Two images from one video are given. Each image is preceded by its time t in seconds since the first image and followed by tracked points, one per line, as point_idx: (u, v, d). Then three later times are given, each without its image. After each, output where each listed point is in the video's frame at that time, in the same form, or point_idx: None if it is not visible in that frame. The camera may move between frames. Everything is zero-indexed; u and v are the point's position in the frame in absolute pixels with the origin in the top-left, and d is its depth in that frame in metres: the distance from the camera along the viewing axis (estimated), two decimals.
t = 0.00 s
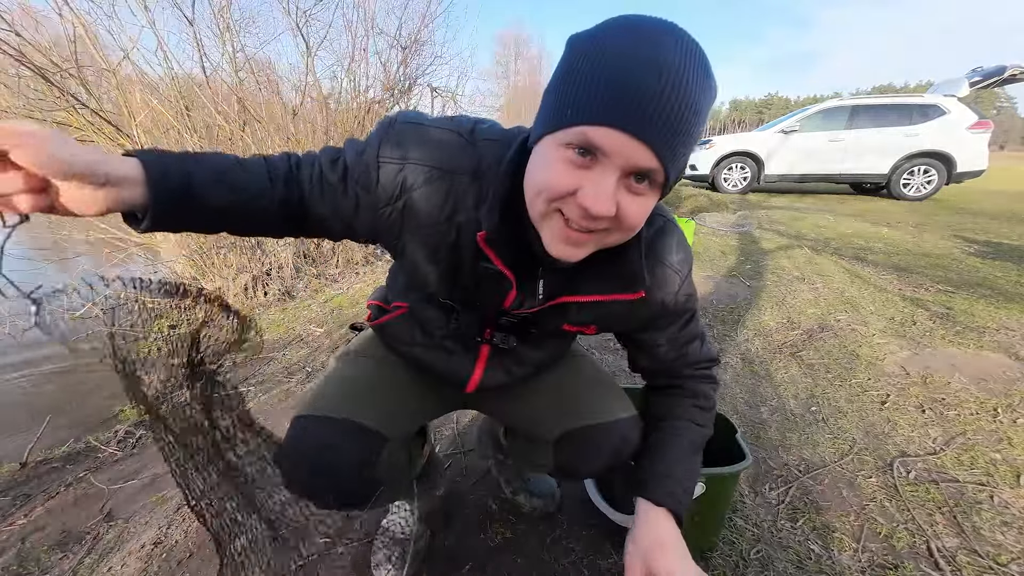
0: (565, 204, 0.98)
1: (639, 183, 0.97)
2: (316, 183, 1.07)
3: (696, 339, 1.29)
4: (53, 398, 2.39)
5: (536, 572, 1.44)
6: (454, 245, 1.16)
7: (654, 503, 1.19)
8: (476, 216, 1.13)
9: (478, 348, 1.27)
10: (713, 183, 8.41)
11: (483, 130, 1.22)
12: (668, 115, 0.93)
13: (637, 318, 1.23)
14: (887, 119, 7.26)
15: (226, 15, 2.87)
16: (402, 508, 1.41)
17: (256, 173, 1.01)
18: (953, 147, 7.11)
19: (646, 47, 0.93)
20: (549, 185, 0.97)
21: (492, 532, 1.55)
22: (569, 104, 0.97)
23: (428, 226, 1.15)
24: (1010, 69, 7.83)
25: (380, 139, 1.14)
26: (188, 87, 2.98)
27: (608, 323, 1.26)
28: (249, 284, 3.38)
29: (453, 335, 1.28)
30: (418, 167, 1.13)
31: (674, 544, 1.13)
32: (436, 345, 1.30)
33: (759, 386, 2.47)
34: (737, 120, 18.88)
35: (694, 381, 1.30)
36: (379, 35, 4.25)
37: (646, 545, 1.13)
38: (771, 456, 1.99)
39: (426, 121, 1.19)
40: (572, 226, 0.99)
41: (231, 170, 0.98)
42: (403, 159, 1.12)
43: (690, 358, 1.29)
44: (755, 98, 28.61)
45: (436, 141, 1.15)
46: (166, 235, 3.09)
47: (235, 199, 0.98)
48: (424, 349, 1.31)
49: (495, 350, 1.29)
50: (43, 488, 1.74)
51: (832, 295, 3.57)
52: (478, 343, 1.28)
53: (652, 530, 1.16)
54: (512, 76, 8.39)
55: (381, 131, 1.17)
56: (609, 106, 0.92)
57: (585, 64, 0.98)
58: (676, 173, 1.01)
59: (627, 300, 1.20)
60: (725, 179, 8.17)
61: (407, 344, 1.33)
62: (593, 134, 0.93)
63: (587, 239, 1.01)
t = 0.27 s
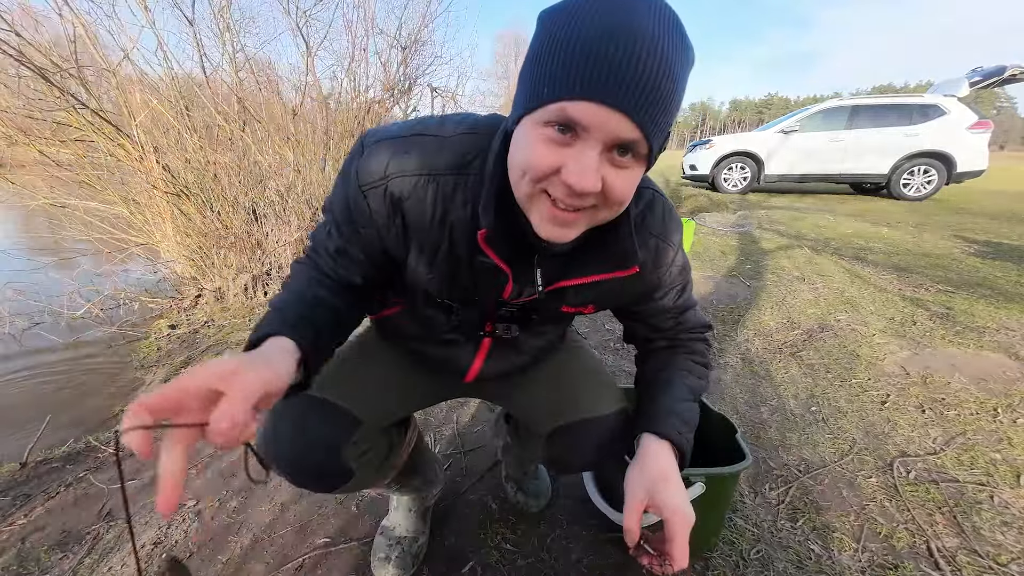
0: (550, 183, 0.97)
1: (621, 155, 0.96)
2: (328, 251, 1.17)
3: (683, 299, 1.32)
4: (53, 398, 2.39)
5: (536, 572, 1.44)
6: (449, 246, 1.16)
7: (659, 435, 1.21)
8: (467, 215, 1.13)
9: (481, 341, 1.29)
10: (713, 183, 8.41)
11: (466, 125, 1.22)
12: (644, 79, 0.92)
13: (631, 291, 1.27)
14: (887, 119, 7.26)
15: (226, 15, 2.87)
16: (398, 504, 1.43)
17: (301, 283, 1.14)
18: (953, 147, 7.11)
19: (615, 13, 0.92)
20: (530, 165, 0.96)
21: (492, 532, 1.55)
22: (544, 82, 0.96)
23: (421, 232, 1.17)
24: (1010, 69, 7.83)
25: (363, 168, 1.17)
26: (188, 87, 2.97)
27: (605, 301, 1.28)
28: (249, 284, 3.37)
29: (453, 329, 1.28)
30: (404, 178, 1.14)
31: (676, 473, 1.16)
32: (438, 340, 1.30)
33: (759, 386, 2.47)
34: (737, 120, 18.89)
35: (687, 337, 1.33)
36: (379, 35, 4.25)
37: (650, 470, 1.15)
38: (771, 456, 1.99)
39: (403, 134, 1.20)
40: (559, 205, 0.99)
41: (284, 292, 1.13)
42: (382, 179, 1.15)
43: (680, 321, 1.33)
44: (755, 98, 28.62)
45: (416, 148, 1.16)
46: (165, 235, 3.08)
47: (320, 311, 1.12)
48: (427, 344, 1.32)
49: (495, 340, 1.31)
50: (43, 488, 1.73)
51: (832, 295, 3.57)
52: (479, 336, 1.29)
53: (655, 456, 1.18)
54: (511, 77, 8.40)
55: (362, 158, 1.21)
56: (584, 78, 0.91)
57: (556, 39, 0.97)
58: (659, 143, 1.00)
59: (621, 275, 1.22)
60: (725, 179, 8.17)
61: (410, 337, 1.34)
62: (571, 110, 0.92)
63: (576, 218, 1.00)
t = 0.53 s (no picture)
0: (529, 182, 0.96)
1: (596, 149, 0.96)
2: (336, 285, 1.13)
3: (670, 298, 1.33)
4: (53, 398, 2.39)
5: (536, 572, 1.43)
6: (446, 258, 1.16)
7: (624, 408, 1.23)
8: (458, 225, 1.13)
9: (482, 351, 1.30)
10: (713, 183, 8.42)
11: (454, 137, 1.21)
12: (612, 73, 0.93)
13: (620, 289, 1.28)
14: (887, 119, 7.26)
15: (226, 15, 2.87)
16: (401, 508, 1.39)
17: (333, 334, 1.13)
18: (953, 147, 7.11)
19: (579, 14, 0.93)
20: (508, 166, 0.96)
21: (491, 533, 1.55)
22: (516, 83, 0.96)
23: (418, 244, 1.15)
24: (1010, 69, 7.83)
25: (356, 190, 1.14)
26: (188, 87, 2.98)
27: (597, 300, 1.29)
28: (249, 284, 3.37)
29: (456, 340, 1.29)
30: (400, 192, 1.12)
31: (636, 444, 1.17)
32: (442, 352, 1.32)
33: (759, 386, 2.47)
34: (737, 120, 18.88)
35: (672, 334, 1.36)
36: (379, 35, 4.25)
37: (612, 437, 1.17)
38: (771, 456, 1.99)
39: (389, 150, 1.17)
40: (540, 204, 0.98)
41: (319, 347, 1.12)
42: (379, 198, 1.12)
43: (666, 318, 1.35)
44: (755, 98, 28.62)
45: (408, 162, 1.14)
46: (166, 235, 3.08)
47: (381, 366, 1.15)
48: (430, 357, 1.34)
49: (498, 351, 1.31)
50: (43, 488, 1.73)
51: (832, 295, 3.57)
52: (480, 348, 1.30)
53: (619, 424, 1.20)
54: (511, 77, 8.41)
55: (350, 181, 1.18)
56: (554, 75, 0.92)
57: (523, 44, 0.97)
58: (632, 135, 1.01)
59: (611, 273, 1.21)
60: (725, 179, 8.17)
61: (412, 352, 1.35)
62: (543, 107, 0.92)
63: (558, 216, 0.99)
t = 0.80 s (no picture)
0: (528, 175, 0.96)
1: (595, 140, 0.96)
2: (351, 292, 1.13)
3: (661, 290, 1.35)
4: (52, 398, 2.38)
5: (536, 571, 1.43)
6: (450, 253, 1.16)
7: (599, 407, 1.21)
8: (459, 220, 1.13)
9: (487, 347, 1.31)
10: (713, 183, 8.42)
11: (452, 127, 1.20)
12: (611, 63, 0.92)
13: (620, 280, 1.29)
14: (887, 119, 7.26)
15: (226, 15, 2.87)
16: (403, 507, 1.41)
17: (361, 350, 1.15)
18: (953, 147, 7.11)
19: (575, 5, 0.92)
20: (506, 159, 0.95)
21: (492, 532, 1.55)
22: (513, 78, 0.95)
23: (422, 239, 1.15)
24: (1010, 69, 7.83)
25: (357, 186, 1.13)
26: (188, 87, 2.98)
27: (598, 291, 1.30)
28: (249, 284, 3.37)
29: (464, 337, 1.30)
30: (402, 186, 1.11)
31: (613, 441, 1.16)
32: (448, 350, 1.32)
33: (759, 386, 2.47)
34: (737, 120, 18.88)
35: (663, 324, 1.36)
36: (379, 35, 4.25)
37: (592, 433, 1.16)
38: (771, 456, 1.99)
39: (386, 142, 1.16)
40: (539, 196, 0.98)
41: (348, 364, 1.13)
42: (382, 193, 1.12)
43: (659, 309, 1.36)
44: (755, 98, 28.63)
45: (408, 154, 1.13)
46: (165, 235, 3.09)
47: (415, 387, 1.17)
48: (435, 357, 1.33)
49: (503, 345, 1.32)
50: (43, 488, 1.73)
51: (832, 295, 3.57)
52: (486, 343, 1.31)
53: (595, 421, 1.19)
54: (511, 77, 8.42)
55: (349, 178, 1.16)
56: (552, 68, 0.91)
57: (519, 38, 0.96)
58: (629, 126, 1.01)
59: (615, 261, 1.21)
60: (725, 179, 8.17)
61: (416, 352, 1.35)
62: (540, 100, 0.92)
63: (558, 209, 0.99)
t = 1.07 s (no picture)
0: (542, 229, 0.96)
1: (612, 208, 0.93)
2: (364, 288, 1.13)
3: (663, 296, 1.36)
4: (52, 398, 2.39)
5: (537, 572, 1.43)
6: (459, 252, 1.16)
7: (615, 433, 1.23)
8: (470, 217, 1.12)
9: (490, 346, 1.31)
10: (713, 183, 8.42)
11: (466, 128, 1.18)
12: (642, 149, 0.85)
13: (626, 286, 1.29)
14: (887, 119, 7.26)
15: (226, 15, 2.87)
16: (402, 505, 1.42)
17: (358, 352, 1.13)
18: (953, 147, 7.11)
19: (611, 74, 0.81)
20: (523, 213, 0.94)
21: (492, 533, 1.55)
22: (534, 143, 0.87)
23: (432, 237, 1.14)
24: (1010, 69, 7.83)
25: (371, 183, 1.14)
26: (188, 87, 2.98)
27: (603, 294, 1.30)
28: (249, 284, 3.37)
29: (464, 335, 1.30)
30: (415, 182, 1.11)
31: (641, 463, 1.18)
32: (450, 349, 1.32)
33: (759, 386, 2.47)
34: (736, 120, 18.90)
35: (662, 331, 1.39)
36: (379, 35, 4.25)
37: (620, 462, 1.17)
38: (771, 456, 1.99)
39: (402, 140, 1.16)
40: (551, 245, 0.98)
41: (343, 365, 1.11)
42: (395, 189, 1.12)
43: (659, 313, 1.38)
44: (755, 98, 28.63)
45: (421, 152, 1.13)
46: (165, 235, 3.08)
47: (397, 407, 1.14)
48: (438, 354, 1.34)
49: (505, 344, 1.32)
50: (43, 488, 1.73)
51: (832, 295, 3.57)
52: (489, 342, 1.31)
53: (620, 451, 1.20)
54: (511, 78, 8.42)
55: (365, 175, 1.17)
56: (576, 156, 0.84)
57: (543, 79, 0.86)
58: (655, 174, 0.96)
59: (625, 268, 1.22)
60: (725, 179, 8.18)
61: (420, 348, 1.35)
62: (562, 184, 0.87)
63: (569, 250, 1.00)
